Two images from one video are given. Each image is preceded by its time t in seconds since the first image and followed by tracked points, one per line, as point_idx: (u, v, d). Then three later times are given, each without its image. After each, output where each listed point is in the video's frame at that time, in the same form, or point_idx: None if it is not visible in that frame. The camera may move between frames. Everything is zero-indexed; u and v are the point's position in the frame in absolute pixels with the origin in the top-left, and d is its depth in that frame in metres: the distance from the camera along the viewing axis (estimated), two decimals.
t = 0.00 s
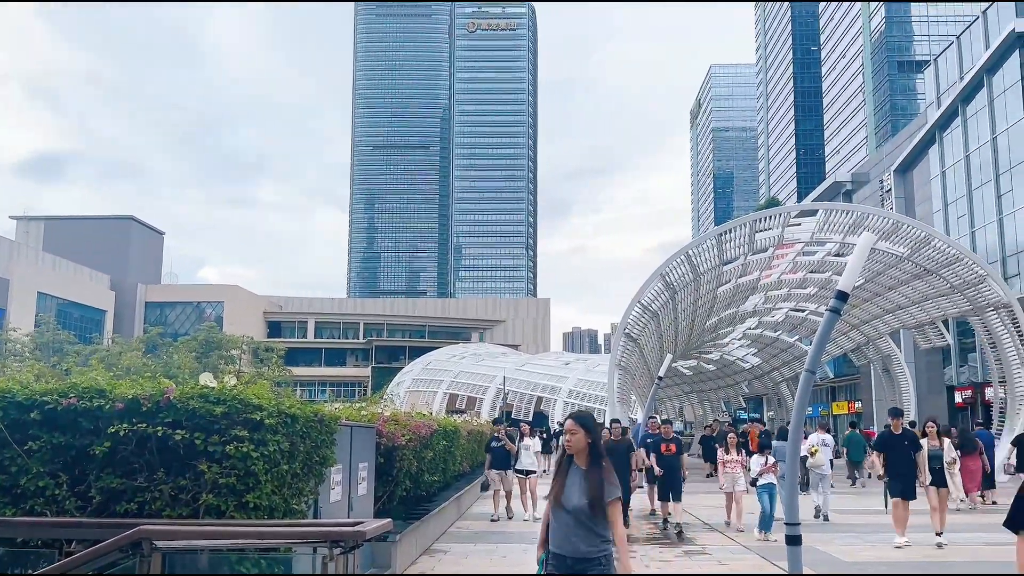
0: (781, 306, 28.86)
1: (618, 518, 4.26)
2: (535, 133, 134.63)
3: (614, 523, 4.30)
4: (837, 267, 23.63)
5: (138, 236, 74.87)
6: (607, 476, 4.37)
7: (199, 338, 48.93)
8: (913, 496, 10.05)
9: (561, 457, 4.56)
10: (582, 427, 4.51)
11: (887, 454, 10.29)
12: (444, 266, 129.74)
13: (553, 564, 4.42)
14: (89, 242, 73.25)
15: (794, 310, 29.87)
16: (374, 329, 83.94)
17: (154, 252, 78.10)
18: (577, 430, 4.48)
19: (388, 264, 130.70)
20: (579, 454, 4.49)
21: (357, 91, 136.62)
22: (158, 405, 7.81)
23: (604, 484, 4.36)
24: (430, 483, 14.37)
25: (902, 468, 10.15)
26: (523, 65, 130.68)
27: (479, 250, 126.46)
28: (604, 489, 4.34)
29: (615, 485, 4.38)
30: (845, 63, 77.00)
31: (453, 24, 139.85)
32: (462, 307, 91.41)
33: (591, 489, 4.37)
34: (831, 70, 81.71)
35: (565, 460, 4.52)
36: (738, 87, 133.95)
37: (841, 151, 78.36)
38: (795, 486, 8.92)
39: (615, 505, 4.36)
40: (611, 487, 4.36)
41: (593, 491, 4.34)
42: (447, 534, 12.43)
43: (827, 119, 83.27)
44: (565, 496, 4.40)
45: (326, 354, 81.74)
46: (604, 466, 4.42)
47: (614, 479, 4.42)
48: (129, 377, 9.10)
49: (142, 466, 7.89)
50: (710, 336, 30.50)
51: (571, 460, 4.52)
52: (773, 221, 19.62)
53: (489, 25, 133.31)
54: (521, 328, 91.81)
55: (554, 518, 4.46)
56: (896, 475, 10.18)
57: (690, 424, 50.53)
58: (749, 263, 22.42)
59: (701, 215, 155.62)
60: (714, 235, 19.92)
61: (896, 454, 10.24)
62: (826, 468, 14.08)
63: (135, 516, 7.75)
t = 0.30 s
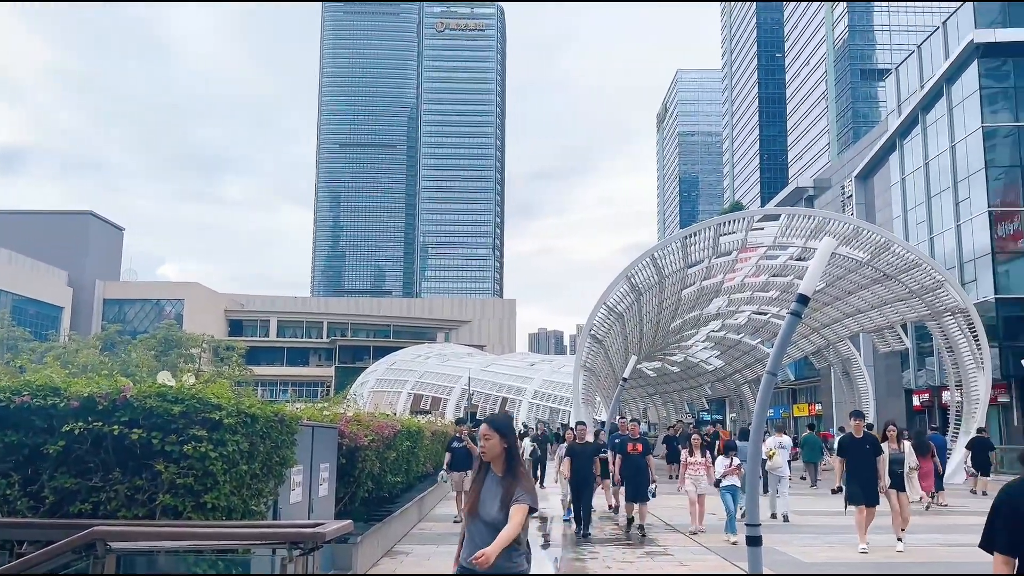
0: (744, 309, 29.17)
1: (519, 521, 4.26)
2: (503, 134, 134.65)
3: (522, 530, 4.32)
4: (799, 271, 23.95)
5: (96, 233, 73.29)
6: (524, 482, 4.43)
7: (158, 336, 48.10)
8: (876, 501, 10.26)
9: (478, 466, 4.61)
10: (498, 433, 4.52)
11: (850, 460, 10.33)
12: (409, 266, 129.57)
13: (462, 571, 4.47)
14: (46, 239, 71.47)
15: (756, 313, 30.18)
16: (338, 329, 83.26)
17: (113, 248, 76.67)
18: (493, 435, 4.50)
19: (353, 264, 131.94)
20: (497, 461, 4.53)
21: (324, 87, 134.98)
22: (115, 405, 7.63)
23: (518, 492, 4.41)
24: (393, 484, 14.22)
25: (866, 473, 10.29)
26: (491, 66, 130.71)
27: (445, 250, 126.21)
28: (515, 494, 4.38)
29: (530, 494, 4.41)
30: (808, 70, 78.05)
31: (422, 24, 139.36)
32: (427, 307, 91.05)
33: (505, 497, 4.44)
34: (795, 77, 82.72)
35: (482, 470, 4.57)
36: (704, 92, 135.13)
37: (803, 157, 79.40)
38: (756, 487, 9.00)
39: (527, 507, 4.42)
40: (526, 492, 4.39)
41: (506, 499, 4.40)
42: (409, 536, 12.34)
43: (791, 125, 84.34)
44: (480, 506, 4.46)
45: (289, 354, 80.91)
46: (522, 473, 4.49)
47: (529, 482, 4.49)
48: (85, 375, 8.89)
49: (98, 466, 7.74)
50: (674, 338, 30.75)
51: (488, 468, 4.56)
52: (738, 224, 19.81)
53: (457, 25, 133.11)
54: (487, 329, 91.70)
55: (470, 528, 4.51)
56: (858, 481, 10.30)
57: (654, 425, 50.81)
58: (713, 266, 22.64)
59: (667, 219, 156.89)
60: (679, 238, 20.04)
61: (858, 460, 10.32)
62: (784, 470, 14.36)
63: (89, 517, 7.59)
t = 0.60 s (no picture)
0: (714, 315, 29.38)
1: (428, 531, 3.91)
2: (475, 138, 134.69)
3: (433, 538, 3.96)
4: (768, 278, 24.22)
5: (62, 235, 71.91)
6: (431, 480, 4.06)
7: (124, 339, 47.44)
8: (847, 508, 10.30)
9: (385, 473, 4.25)
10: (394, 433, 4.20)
11: (822, 465, 10.37)
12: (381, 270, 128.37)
13: None
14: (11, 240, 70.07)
15: (725, 319, 30.40)
16: (308, 333, 82.69)
17: (79, 249, 75.44)
18: (391, 441, 4.17)
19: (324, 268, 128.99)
20: (401, 467, 4.16)
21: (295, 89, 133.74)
22: (78, 408, 7.51)
23: (425, 498, 4.03)
24: (362, 490, 14.11)
25: (837, 480, 10.33)
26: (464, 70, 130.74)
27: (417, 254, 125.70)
28: (422, 500, 4.00)
29: (440, 497, 4.06)
30: (778, 79, 79.04)
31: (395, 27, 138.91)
32: (399, 311, 90.72)
33: (410, 506, 4.03)
34: (765, 86, 83.70)
35: (388, 475, 4.22)
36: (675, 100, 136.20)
37: (773, 165, 80.28)
38: (724, 491, 9.07)
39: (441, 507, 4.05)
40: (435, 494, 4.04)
41: (413, 506, 4.01)
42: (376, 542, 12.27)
43: (760, 133, 85.37)
44: (384, 512, 4.07)
45: (257, 358, 80.23)
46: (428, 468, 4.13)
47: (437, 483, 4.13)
48: (49, 378, 8.72)
49: (60, 471, 7.62)
50: (645, 344, 30.90)
51: (393, 474, 4.21)
52: (708, 231, 20.00)
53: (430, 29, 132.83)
54: (458, 334, 91.57)
55: (376, 540, 4.13)
56: (828, 486, 10.30)
57: (624, 430, 51.12)
58: (683, 272, 22.78)
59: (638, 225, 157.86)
60: (650, 244, 20.14)
61: (828, 465, 10.33)
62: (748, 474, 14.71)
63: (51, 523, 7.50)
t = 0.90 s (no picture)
0: (691, 318, 29.53)
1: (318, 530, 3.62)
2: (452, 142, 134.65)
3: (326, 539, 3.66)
4: (742, 281, 24.43)
5: (32, 237, 70.94)
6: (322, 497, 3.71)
7: (96, 343, 46.84)
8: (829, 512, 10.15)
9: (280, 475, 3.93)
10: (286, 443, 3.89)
11: (804, 468, 10.21)
12: (357, 274, 127.65)
13: None
14: None
15: (701, 322, 30.59)
16: (283, 336, 82.13)
17: (50, 251, 74.49)
18: (280, 448, 3.88)
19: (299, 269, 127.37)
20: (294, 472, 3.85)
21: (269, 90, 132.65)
22: (47, 413, 7.39)
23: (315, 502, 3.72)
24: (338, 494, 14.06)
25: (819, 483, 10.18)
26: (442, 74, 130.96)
27: (393, 257, 125.20)
28: (303, 518, 3.68)
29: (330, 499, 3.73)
30: (754, 84, 79.48)
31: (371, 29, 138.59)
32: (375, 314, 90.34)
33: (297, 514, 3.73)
34: (741, 90, 84.26)
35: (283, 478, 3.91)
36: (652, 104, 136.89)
37: (748, 169, 80.80)
38: (699, 494, 9.10)
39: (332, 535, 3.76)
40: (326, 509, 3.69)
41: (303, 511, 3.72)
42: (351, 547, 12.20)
43: (736, 138, 85.89)
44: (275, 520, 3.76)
45: (231, 362, 79.60)
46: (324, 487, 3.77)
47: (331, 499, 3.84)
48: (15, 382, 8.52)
49: (28, 477, 7.45)
50: (622, 347, 31.01)
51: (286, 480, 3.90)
52: (684, 235, 20.14)
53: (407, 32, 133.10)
54: (435, 337, 91.31)
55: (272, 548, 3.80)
56: (809, 491, 10.21)
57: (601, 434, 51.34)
58: (660, 276, 22.90)
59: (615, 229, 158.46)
60: (626, 247, 20.21)
61: (809, 469, 10.21)
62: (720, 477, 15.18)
63: (19, 531, 7.37)
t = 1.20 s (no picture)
0: (668, 323, 29.67)
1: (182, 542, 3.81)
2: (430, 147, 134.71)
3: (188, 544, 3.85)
4: (718, 286, 24.61)
5: None
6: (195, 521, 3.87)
7: (68, 349, 46.28)
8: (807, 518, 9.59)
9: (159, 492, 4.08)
10: (170, 467, 4.06)
11: (783, 473, 9.78)
12: (334, 279, 126.62)
13: None
14: None
15: (678, 327, 30.75)
16: (258, 342, 81.60)
17: (18, 256, 73.99)
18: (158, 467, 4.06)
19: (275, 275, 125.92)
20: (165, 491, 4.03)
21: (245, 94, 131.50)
22: (16, 420, 7.29)
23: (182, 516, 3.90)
24: (313, 502, 13.91)
25: (798, 487, 9.73)
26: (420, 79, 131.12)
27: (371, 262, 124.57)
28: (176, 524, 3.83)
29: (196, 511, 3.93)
30: (729, 90, 80.16)
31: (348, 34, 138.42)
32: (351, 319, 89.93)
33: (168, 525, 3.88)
34: (716, 97, 85.05)
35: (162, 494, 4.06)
36: (629, 110, 137.76)
37: (724, 175, 81.43)
38: (676, 497, 9.14)
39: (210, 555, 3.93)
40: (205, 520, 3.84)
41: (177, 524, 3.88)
42: (326, 555, 12.10)
43: (712, 145, 86.62)
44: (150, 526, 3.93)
45: (206, 368, 78.87)
46: (210, 517, 3.96)
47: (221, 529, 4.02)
48: None
49: None
50: (600, 352, 31.06)
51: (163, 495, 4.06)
52: (661, 240, 20.25)
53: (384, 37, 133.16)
54: (413, 343, 91.02)
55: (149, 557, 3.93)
56: (791, 497, 9.71)
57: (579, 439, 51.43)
58: (637, 281, 22.99)
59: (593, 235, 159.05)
60: (604, 252, 20.27)
61: (789, 473, 9.76)
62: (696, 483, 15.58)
63: None
